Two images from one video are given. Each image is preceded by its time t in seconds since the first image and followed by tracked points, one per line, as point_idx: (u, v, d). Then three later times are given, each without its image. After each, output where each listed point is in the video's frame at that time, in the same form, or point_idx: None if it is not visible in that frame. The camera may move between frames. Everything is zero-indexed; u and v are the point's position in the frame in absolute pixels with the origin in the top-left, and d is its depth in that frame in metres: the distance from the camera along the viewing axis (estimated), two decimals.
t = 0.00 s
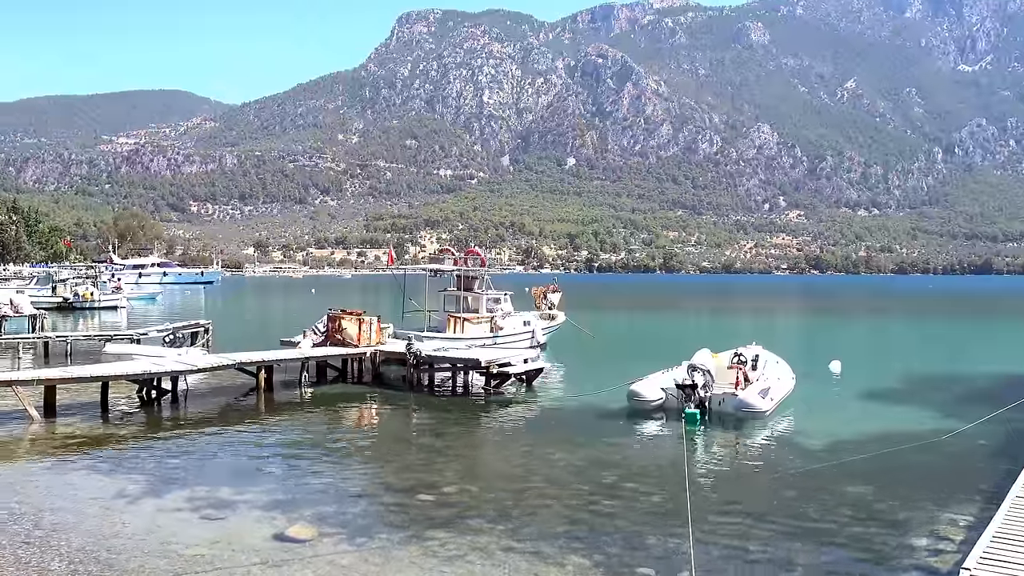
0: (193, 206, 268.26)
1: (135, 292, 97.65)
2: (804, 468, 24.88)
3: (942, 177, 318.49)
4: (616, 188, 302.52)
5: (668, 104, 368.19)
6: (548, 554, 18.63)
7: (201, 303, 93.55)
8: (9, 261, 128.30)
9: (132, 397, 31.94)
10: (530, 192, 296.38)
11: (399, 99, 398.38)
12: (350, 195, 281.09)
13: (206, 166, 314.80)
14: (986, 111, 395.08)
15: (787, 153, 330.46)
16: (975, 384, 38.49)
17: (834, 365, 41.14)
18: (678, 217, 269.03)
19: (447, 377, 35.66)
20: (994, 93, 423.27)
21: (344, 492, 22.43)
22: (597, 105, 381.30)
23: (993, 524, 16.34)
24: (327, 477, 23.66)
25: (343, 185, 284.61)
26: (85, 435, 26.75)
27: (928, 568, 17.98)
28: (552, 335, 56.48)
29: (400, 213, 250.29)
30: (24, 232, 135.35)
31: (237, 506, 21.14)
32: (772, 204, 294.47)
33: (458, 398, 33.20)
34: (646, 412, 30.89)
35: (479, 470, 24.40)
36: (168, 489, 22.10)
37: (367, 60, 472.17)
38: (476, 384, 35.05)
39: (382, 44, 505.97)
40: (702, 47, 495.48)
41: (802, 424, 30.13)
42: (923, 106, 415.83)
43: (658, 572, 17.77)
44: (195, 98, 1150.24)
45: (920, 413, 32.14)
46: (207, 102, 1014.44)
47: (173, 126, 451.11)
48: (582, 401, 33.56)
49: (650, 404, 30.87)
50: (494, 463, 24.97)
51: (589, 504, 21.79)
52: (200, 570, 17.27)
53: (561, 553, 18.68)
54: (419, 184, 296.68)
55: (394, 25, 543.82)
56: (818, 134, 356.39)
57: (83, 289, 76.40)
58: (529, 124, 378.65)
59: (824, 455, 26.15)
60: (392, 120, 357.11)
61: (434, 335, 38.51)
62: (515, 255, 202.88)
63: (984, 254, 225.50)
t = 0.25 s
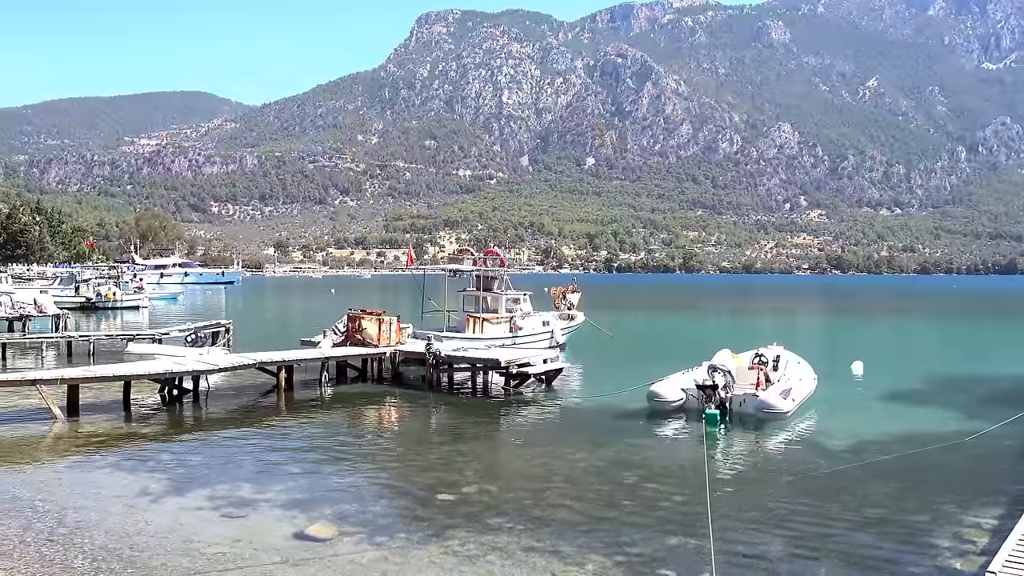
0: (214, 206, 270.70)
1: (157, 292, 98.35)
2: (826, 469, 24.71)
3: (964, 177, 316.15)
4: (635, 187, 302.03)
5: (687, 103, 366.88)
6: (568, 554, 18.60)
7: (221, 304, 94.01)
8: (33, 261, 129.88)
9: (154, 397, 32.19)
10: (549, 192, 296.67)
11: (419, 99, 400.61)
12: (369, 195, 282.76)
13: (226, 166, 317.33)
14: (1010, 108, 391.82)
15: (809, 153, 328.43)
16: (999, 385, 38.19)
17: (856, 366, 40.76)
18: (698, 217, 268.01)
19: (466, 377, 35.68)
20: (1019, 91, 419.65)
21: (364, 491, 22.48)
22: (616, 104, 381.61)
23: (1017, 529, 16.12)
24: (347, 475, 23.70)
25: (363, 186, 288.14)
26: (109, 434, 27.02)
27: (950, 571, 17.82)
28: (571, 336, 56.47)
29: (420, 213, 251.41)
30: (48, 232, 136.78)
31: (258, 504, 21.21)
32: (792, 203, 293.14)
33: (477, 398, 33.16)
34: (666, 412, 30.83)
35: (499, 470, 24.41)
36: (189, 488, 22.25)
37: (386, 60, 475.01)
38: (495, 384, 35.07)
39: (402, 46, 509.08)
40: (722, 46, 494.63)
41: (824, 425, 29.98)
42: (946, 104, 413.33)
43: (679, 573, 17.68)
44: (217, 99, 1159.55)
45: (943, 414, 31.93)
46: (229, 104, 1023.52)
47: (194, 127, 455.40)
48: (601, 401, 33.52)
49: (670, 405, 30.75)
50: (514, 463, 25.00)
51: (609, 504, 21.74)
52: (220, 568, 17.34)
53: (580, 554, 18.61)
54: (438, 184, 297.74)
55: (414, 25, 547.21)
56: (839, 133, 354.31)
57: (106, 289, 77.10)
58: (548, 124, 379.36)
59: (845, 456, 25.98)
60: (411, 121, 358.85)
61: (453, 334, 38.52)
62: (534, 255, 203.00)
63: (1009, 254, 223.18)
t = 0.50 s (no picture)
0: (235, 206, 273.18)
1: (177, 292, 99.14)
2: (848, 471, 24.50)
3: (988, 176, 314.70)
4: (654, 187, 301.78)
5: (706, 102, 366.02)
6: (587, 555, 18.55)
7: (241, 304, 94.61)
8: (57, 261, 131.69)
9: (175, 396, 32.42)
10: (568, 192, 297.31)
11: (438, 99, 403.18)
12: (388, 195, 284.51)
13: (246, 167, 320.08)
14: None
15: (829, 152, 326.67)
16: None
17: (878, 367, 40.51)
18: (717, 217, 267.25)
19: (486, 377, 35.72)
20: None
21: (384, 491, 22.52)
22: (635, 104, 382.33)
23: None
24: (367, 475, 23.74)
25: (382, 186, 290.08)
26: (131, 433, 27.24)
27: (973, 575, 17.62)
28: (590, 336, 56.44)
29: (439, 214, 252.79)
30: (71, 233, 138.35)
31: (278, 504, 21.32)
32: (812, 203, 292.12)
33: (497, 398, 33.22)
34: (687, 413, 30.69)
35: (518, 471, 24.42)
36: (211, 487, 22.43)
37: (406, 61, 478.51)
38: (514, 384, 35.11)
39: (421, 46, 512.55)
40: (741, 46, 494.64)
41: (846, 426, 29.76)
42: (970, 103, 411.91)
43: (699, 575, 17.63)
44: (239, 99, 1167.95)
45: (966, 416, 31.65)
46: (249, 105, 1032.47)
47: (215, 128, 459.83)
48: (620, 402, 33.47)
49: (690, 406, 30.64)
50: (534, 464, 25.00)
51: (628, 504, 21.68)
52: (241, 567, 17.43)
53: (599, 554, 18.58)
54: (457, 185, 299.10)
55: (433, 26, 550.01)
56: (861, 132, 352.77)
57: (127, 289, 77.76)
58: (567, 124, 380.65)
59: (867, 458, 25.78)
60: (430, 121, 360.94)
61: (472, 335, 38.60)
62: (553, 255, 203.75)
63: None
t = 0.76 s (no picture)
0: (254, 207, 275.27)
1: (198, 292, 99.85)
2: (869, 473, 24.35)
3: (1012, 175, 312.92)
4: (673, 187, 301.08)
5: (726, 101, 364.56)
6: (608, 556, 18.49)
7: (260, 304, 95.19)
8: (79, 262, 133.22)
9: (196, 395, 32.64)
10: (587, 192, 297.40)
11: (456, 99, 405.40)
12: (407, 196, 285.72)
13: (265, 168, 322.50)
14: None
15: (851, 151, 324.37)
16: None
17: (900, 368, 40.32)
18: (737, 216, 266.28)
19: (503, 377, 35.67)
20: None
21: (404, 490, 22.58)
22: (654, 104, 382.56)
23: None
24: (385, 475, 23.80)
25: (401, 186, 291.57)
26: (152, 431, 27.44)
27: None
28: (609, 336, 56.33)
29: (458, 214, 253.78)
30: (92, 233, 139.65)
31: (298, 503, 21.39)
32: (833, 202, 290.47)
33: (515, 399, 33.22)
34: (707, 414, 30.58)
35: (537, 471, 24.39)
36: (233, 485, 22.59)
37: (424, 62, 481.54)
38: (532, 384, 35.01)
39: (440, 47, 515.67)
40: (760, 46, 494.10)
41: (868, 428, 29.58)
42: (993, 102, 409.54)
43: None
44: (259, 99, 1174.96)
45: (989, 417, 31.44)
46: (269, 105, 1038.73)
47: (235, 129, 463.45)
48: (639, 402, 33.38)
49: (709, 407, 30.53)
50: (552, 464, 24.99)
51: (647, 505, 21.64)
52: (260, 566, 17.49)
53: (619, 555, 18.50)
54: (475, 185, 299.99)
55: (452, 26, 552.43)
56: (882, 131, 350.53)
57: (148, 289, 78.37)
58: (585, 124, 381.38)
59: (889, 460, 25.58)
60: (449, 122, 362.55)
61: (490, 334, 38.59)
62: (572, 255, 204.17)
63: None
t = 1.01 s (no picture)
0: (273, 207, 277.05)
1: (218, 292, 100.47)
2: (892, 475, 24.14)
3: None
4: (692, 187, 300.10)
5: (745, 100, 363.07)
6: (627, 557, 18.42)
7: (279, 304, 95.75)
8: (100, 262, 134.57)
9: (217, 395, 32.87)
10: (605, 191, 297.01)
11: (474, 99, 406.64)
12: (425, 196, 286.56)
13: (284, 168, 324.53)
14: None
15: (872, 150, 322.05)
16: None
17: (923, 369, 40.04)
18: (756, 216, 265.02)
19: (522, 377, 35.67)
20: None
21: (422, 490, 22.57)
22: (673, 103, 381.76)
23: None
24: (405, 474, 23.85)
25: (418, 186, 292.59)
26: (173, 430, 27.64)
27: None
28: (628, 337, 56.12)
29: (476, 214, 254.46)
30: (114, 234, 140.98)
31: (317, 502, 21.45)
32: (854, 201, 288.48)
33: (534, 398, 33.22)
34: (727, 415, 30.44)
35: (556, 471, 24.39)
36: (253, 484, 22.70)
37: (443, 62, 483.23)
38: (551, 384, 34.98)
39: (458, 47, 517.46)
40: (781, 45, 491.92)
41: (890, 430, 29.33)
42: (1018, 101, 405.47)
43: None
44: (280, 101, 1184.18)
45: (1014, 420, 31.03)
46: (288, 106, 1045.35)
47: (255, 129, 466.72)
48: (658, 403, 33.25)
49: (730, 408, 30.39)
50: (570, 464, 24.95)
51: (666, 506, 21.56)
52: (280, 565, 17.55)
53: (638, 556, 18.44)
54: (493, 185, 300.43)
55: (471, 27, 553.97)
56: (904, 130, 347.82)
57: (169, 289, 79.01)
58: (603, 124, 381.08)
59: (912, 462, 25.35)
60: (467, 122, 363.44)
61: (508, 335, 38.61)
62: (591, 255, 204.12)
63: None
